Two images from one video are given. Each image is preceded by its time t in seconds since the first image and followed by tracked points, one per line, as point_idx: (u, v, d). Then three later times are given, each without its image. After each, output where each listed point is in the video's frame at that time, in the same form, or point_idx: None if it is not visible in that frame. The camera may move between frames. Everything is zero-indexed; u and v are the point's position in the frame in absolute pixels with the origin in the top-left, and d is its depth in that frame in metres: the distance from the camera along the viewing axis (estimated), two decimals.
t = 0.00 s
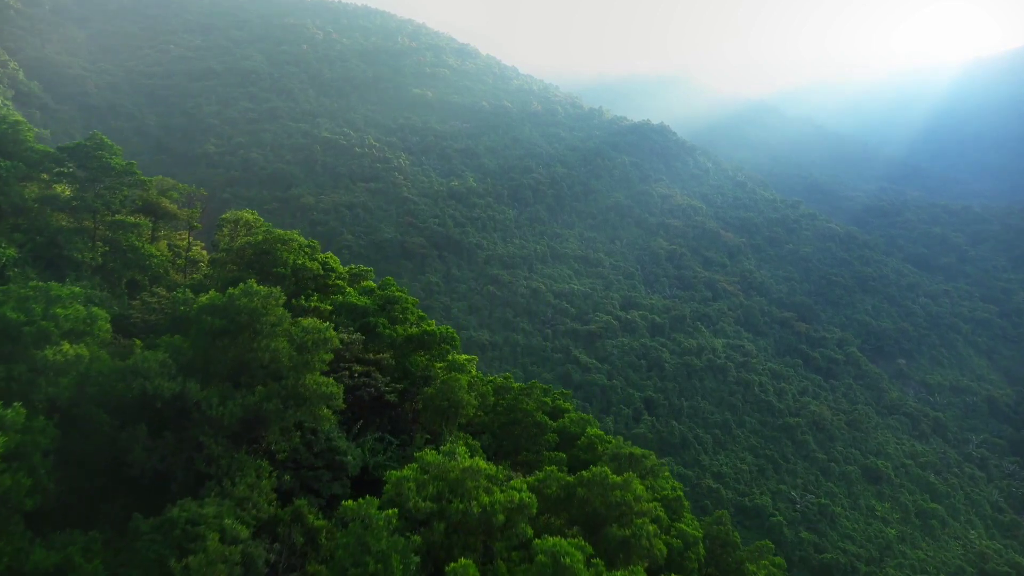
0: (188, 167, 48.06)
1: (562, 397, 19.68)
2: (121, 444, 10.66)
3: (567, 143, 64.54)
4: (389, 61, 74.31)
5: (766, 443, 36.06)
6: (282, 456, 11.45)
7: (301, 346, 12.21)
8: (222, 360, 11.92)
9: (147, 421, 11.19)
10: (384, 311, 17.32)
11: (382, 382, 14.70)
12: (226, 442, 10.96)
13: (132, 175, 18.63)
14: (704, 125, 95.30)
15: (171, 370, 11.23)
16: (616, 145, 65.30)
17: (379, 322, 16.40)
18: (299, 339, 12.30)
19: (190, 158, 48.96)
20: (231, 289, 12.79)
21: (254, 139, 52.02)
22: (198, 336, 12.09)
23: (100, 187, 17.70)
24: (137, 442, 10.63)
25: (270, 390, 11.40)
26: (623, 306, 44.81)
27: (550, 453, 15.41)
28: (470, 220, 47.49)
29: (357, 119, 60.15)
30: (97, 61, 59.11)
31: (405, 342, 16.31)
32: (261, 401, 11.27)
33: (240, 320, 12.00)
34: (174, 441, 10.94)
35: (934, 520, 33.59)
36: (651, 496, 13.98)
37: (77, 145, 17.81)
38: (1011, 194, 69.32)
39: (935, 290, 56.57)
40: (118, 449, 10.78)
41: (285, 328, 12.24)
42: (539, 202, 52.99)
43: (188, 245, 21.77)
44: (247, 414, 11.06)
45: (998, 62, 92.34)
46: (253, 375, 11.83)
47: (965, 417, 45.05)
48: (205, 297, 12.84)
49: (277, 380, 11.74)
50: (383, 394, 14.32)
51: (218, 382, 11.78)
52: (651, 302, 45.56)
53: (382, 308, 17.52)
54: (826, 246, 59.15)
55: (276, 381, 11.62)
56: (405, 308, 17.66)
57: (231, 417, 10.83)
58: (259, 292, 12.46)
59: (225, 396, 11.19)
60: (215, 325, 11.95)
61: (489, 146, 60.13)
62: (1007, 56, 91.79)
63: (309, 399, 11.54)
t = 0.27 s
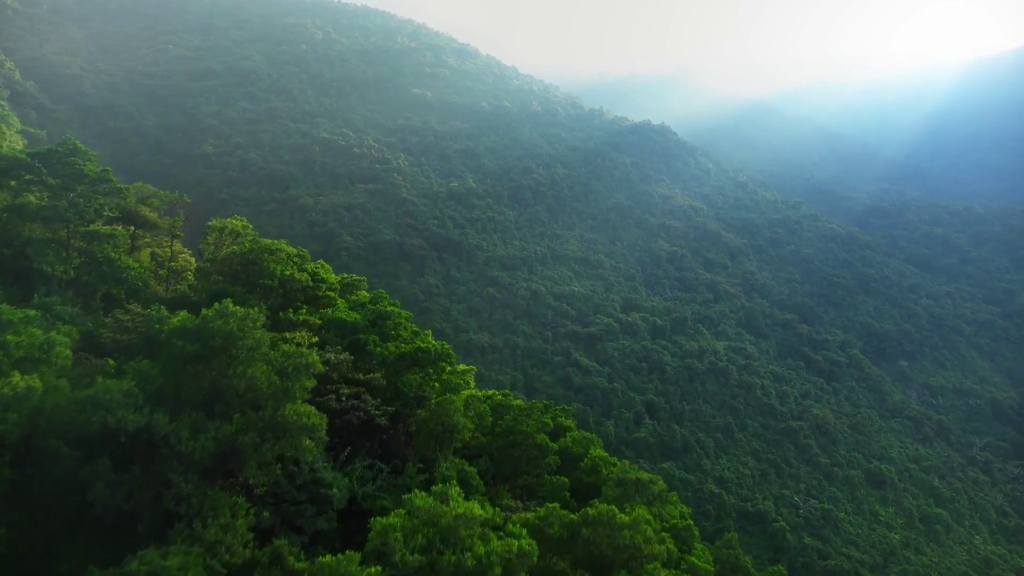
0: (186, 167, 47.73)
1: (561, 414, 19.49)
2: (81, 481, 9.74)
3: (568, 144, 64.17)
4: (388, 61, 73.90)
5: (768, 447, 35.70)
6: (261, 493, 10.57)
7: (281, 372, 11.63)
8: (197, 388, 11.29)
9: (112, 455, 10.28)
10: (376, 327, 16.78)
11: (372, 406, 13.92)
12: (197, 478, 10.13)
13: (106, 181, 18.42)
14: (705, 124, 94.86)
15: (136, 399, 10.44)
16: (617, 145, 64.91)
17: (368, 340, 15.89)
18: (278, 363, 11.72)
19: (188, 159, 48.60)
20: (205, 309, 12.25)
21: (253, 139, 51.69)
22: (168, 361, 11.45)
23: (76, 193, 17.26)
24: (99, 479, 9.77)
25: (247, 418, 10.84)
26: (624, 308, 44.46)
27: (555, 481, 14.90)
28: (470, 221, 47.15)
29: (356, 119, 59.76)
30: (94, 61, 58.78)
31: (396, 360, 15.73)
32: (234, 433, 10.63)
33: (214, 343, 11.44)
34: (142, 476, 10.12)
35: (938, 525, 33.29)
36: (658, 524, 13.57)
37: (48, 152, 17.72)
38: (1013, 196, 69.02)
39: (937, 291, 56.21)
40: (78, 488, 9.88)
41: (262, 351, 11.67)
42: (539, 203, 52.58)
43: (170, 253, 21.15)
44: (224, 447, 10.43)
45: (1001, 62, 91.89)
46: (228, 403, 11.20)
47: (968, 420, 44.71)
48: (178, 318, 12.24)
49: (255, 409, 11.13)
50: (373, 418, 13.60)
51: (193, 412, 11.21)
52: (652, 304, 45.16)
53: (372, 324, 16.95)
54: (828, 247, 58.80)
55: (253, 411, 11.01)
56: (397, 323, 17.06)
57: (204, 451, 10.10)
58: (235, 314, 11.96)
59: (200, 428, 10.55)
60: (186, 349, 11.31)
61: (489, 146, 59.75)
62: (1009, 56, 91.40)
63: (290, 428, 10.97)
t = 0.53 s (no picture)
0: (182, 168, 47.34)
1: (564, 439, 19.19)
2: (17, 545, 9.42)
3: (569, 145, 63.65)
4: (388, 61, 73.30)
5: (771, 452, 35.21)
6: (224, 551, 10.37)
7: (246, 417, 10.99)
8: (149, 433, 10.90)
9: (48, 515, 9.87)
10: (362, 354, 16.00)
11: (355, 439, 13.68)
12: (143, 542, 9.98)
13: (66, 194, 17.68)
14: (706, 124, 94.24)
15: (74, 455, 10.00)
16: (618, 146, 64.40)
17: (354, 370, 15.24)
18: (243, 406, 11.11)
19: (184, 160, 48.08)
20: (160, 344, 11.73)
21: (250, 140, 51.21)
22: (117, 405, 11.00)
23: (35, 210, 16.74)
24: (36, 542, 9.44)
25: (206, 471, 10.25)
26: (625, 311, 43.96)
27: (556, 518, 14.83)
28: (469, 223, 46.65)
29: (355, 120, 59.18)
30: (90, 61, 58.22)
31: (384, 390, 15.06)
32: (190, 488, 10.18)
33: (168, 386, 10.97)
34: (82, 537, 9.86)
35: (944, 533, 32.87)
36: (669, 571, 13.16)
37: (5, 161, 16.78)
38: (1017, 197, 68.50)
39: (941, 293, 55.72)
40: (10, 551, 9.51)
41: (225, 394, 11.13)
42: (540, 204, 52.06)
43: (144, 267, 19.90)
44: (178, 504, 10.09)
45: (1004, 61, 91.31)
46: (183, 452, 10.67)
47: (973, 424, 44.23)
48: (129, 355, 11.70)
49: (217, 459, 10.55)
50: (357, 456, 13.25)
51: (147, 461, 10.82)
52: (654, 307, 44.63)
53: (359, 349, 16.13)
54: (831, 249, 58.28)
55: (211, 462, 10.45)
56: (386, 348, 16.38)
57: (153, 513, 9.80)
58: (194, 353, 11.44)
59: (151, 484, 10.11)
60: (136, 394, 10.84)
61: (489, 147, 59.22)
62: (1012, 55, 90.88)
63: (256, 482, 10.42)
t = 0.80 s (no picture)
0: (178, 169, 46.86)
1: (566, 469, 18.75)
2: None
3: (569, 146, 63.20)
4: (387, 61, 72.83)
5: (775, 458, 34.69)
6: None
7: (200, 480, 10.20)
8: (80, 497, 9.62)
9: None
10: (341, 384, 15.16)
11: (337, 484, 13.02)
12: None
13: (29, 216, 18.19)
14: (707, 124, 93.71)
15: None
16: (618, 146, 63.93)
17: (332, 405, 14.43)
18: (195, 465, 10.34)
19: (180, 162, 47.60)
20: (101, 391, 10.59)
21: (247, 141, 50.70)
22: (43, 464, 9.71)
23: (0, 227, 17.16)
24: None
25: (148, 546, 9.23)
26: (626, 314, 43.44)
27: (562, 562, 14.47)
28: (468, 225, 46.13)
29: (353, 121, 58.65)
30: (87, 61, 57.75)
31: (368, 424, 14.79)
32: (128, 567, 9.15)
33: (107, 445, 9.85)
34: None
35: (950, 540, 32.39)
36: None
37: None
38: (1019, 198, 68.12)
39: (944, 295, 55.21)
40: None
41: (176, 450, 10.19)
42: (539, 206, 51.53)
43: (112, 285, 18.79)
44: None
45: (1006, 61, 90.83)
46: (122, 520, 9.59)
47: (978, 428, 43.73)
48: (63, 403, 10.36)
49: (163, 527, 9.55)
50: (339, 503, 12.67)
51: (79, 528, 9.63)
52: (655, 310, 44.09)
53: (339, 378, 15.37)
54: (833, 251, 57.77)
55: (156, 534, 9.46)
56: (370, 377, 15.56)
57: None
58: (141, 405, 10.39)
59: (82, 556, 9.13)
60: (68, 453, 9.67)
61: (488, 148, 58.72)
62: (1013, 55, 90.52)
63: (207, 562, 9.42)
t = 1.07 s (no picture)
0: (175, 170, 46.47)
1: (568, 495, 18.40)
2: None
3: (569, 146, 62.86)
4: (386, 61, 72.48)
5: (778, 462, 34.34)
6: None
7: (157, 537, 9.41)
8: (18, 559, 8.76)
9: None
10: (327, 411, 14.59)
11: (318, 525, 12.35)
12: None
13: None
14: (708, 124, 93.31)
15: None
16: (619, 147, 63.57)
17: (316, 435, 13.75)
18: (150, 520, 9.44)
19: (177, 162, 47.19)
20: (49, 436, 9.78)
21: (245, 141, 50.32)
22: None
23: None
24: None
25: None
26: (627, 316, 43.09)
27: None
28: (468, 226, 45.77)
29: (352, 121, 58.26)
30: (84, 60, 57.38)
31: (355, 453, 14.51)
32: None
33: (51, 499, 9.01)
34: None
35: (954, 545, 32.08)
36: None
37: None
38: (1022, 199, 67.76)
39: (947, 297, 54.84)
40: None
41: (128, 504, 9.35)
42: (540, 207, 51.17)
43: (89, 299, 19.37)
44: None
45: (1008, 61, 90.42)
46: None
47: (981, 431, 43.38)
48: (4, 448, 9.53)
49: None
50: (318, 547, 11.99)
51: None
52: (657, 312, 43.71)
53: (324, 405, 14.83)
54: (835, 252, 57.38)
55: None
56: (358, 402, 15.14)
57: None
58: (87, 452, 9.56)
59: None
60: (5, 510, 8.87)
61: (488, 148, 58.36)
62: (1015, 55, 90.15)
63: None
